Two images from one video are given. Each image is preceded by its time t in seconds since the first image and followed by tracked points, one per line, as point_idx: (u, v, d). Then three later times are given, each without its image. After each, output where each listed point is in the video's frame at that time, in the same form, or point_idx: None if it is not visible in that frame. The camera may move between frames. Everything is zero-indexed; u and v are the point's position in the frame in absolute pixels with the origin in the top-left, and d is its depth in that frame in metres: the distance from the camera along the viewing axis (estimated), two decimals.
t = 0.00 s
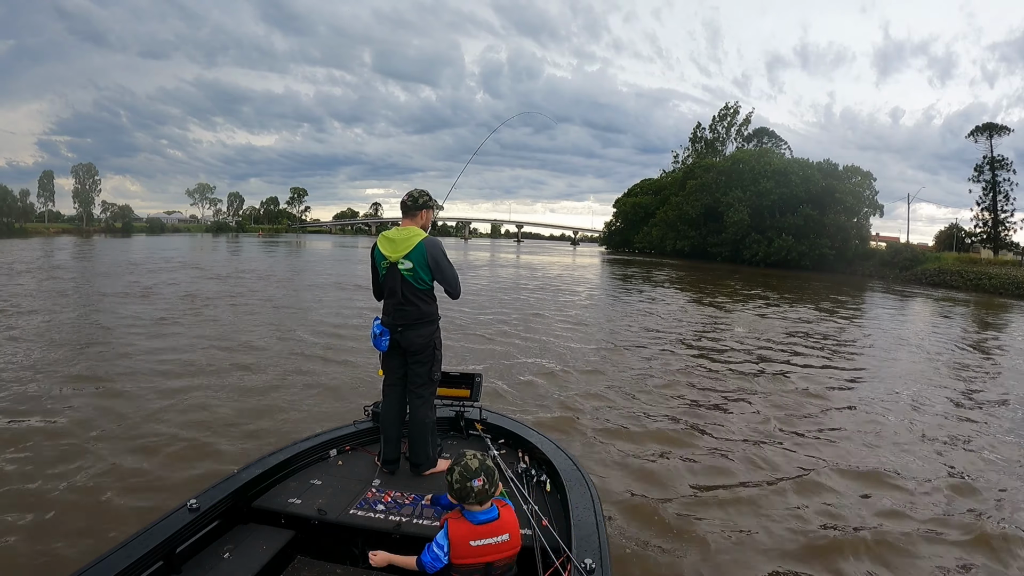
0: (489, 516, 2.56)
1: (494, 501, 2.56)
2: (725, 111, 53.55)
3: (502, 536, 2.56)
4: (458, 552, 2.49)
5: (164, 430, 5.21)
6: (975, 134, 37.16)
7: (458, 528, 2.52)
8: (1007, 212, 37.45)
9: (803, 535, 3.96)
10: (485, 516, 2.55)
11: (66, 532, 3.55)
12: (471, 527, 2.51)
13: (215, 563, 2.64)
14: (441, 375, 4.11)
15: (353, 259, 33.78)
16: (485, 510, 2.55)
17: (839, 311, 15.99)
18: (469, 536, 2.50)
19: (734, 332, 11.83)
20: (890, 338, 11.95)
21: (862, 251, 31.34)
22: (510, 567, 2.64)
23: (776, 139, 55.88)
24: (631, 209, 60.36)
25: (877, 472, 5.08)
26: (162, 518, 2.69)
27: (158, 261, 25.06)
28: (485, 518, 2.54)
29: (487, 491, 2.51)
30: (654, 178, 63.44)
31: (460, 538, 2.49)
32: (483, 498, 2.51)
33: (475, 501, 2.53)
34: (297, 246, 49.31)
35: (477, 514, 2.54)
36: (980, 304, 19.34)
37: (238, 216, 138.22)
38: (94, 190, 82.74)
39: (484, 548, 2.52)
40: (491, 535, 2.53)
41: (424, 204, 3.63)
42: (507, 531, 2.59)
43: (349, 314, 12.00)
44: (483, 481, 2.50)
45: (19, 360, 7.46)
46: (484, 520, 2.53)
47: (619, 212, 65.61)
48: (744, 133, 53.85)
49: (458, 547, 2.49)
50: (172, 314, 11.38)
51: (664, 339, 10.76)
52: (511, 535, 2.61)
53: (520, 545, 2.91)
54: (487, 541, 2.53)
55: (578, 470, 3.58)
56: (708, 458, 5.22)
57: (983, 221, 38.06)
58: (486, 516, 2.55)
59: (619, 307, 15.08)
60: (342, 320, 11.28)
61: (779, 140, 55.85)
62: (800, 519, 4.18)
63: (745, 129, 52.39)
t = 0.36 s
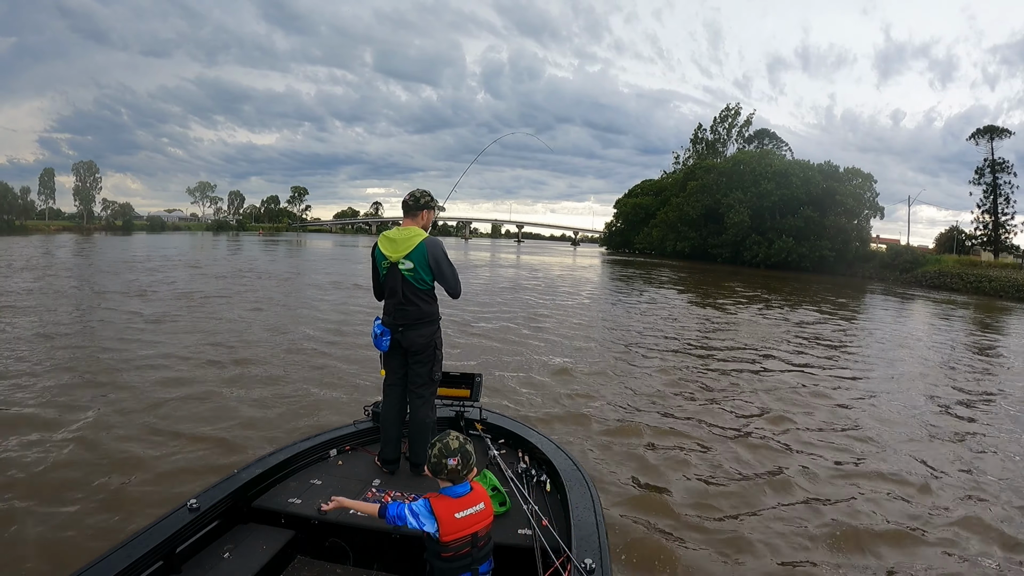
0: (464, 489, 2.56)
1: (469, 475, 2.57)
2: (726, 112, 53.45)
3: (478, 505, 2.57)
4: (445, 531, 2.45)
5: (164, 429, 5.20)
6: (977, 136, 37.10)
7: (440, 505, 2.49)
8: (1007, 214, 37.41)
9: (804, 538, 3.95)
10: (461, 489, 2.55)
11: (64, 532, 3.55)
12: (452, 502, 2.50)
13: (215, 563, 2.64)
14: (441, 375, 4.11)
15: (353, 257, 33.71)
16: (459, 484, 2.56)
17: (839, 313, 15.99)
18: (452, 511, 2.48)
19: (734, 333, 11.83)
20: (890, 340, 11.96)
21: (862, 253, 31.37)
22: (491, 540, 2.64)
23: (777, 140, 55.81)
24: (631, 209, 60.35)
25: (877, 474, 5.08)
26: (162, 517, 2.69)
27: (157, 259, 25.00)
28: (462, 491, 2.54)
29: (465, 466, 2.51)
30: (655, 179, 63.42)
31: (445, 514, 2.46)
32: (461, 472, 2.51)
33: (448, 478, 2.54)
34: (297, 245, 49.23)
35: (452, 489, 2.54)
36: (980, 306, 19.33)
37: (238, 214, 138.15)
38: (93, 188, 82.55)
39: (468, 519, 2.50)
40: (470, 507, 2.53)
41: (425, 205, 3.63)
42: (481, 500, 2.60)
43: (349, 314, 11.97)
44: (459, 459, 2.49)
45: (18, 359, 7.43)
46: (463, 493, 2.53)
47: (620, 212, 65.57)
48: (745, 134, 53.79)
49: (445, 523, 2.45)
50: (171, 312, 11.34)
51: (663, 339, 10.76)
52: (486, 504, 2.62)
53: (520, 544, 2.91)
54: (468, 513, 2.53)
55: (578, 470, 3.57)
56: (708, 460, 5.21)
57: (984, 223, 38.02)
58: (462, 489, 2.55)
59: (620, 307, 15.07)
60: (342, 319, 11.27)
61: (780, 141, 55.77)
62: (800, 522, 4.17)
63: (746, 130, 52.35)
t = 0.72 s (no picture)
0: (458, 473, 2.64)
1: (464, 462, 2.65)
2: (727, 111, 53.36)
3: (470, 494, 2.61)
4: (429, 509, 2.52)
5: (163, 429, 5.19)
6: (978, 135, 37.03)
7: (432, 483, 2.56)
8: (1009, 213, 37.34)
9: (806, 536, 3.96)
10: (455, 473, 2.63)
11: (65, 531, 3.55)
12: (443, 482, 2.57)
13: (215, 563, 2.64)
14: (441, 375, 4.11)
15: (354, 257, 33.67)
16: (454, 468, 2.64)
17: (839, 312, 15.96)
18: (441, 491, 2.55)
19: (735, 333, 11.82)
20: (891, 339, 11.95)
21: (863, 252, 31.34)
22: (479, 529, 2.65)
23: (778, 139, 55.75)
24: (632, 209, 60.31)
25: (879, 474, 5.06)
26: (162, 517, 2.69)
27: (157, 257, 24.94)
28: (455, 475, 2.62)
29: (460, 450, 2.61)
30: (656, 178, 63.33)
31: (434, 493, 2.53)
32: (456, 455, 2.61)
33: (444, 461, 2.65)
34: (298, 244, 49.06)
35: (446, 472, 2.62)
36: (981, 306, 19.32)
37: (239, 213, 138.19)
38: (94, 187, 82.45)
39: (455, 504, 2.56)
40: (460, 492, 2.59)
41: (425, 205, 3.63)
42: (473, 489, 2.64)
43: (349, 313, 11.96)
44: (454, 441, 2.61)
45: (17, 358, 7.41)
46: (454, 477, 2.61)
47: (621, 211, 65.50)
48: (746, 133, 53.73)
49: (432, 501, 2.52)
50: (171, 311, 11.31)
51: (664, 339, 10.75)
52: (478, 494, 2.66)
53: (521, 544, 2.90)
54: (457, 498, 2.58)
55: (578, 470, 3.58)
56: (709, 460, 5.21)
57: (985, 223, 37.97)
58: (456, 473, 2.62)
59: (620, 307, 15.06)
60: (342, 318, 11.26)
61: (780, 140, 55.70)
62: (800, 521, 4.17)
63: (747, 129, 52.28)
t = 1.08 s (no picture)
0: (445, 463, 2.68)
1: (454, 450, 2.68)
2: (728, 112, 53.37)
3: (447, 485, 2.63)
4: (409, 487, 2.67)
5: (163, 429, 5.19)
6: (978, 135, 37.03)
7: (417, 466, 2.69)
8: (1009, 214, 37.32)
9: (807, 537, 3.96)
10: (442, 462, 2.67)
11: (64, 532, 3.54)
12: (426, 467, 2.67)
13: (216, 563, 2.64)
14: (441, 375, 4.11)
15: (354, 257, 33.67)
16: (444, 457, 2.68)
17: (840, 312, 15.94)
18: (422, 474, 2.66)
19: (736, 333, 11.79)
20: (891, 339, 11.95)
21: (864, 252, 31.34)
22: (457, 525, 2.62)
23: (778, 139, 55.74)
24: (633, 209, 60.30)
25: (880, 475, 5.05)
26: (162, 517, 2.69)
27: (157, 257, 24.89)
28: (440, 464, 2.67)
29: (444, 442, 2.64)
30: (657, 178, 63.24)
31: (412, 474, 2.66)
32: (440, 446, 2.66)
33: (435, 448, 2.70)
34: (298, 243, 48.95)
35: (435, 460, 2.67)
36: (981, 306, 19.33)
37: (240, 213, 138.21)
38: (94, 186, 82.43)
39: (432, 490, 2.63)
40: (437, 480, 2.64)
41: (426, 204, 3.63)
42: (454, 482, 2.65)
43: (349, 313, 11.95)
44: (440, 432, 2.65)
45: (16, 358, 7.39)
46: (437, 465, 2.66)
47: (621, 211, 65.40)
48: (747, 133, 53.72)
49: (409, 482, 2.65)
50: (171, 311, 11.31)
51: (664, 338, 10.75)
52: (459, 488, 2.65)
53: (521, 545, 2.90)
54: (436, 485, 2.64)
55: (578, 470, 3.58)
56: (710, 459, 5.20)
57: (985, 223, 37.95)
58: (442, 462, 2.67)
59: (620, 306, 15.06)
60: (342, 318, 11.23)
61: (781, 140, 55.68)
62: (802, 522, 4.16)
63: (749, 129, 52.22)
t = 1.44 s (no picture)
0: (464, 460, 2.72)
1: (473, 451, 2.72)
2: (729, 112, 53.32)
3: (466, 480, 2.67)
4: (425, 480, 2.64)
5: (163, 429, 5.20)
6: (980, 136, 36.92)
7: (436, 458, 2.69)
8: (1011, 214, 37.21)
9: (807, 537, 3.96)
10: (461, 458, 2.72)
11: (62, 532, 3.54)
12: (446, 461, 2.69)
13: (215, 563, 2.65)
14: (441, 375, 4.10)
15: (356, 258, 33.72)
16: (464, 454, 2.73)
17: (841, 313, 15.93)
18: (441, 467, 2.67)
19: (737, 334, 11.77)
20: (893, 340, 11.93)
21: (865, 253, 31.34)
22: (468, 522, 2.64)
23: (780, 140, 55.67)
24: (634, 209, 60.32)
25: (880, 475, 5.04)
26: (162, 517, 2.70)
27: (158, 258, 24.94)
28: (459, 460, 2.70)
29: (463, 442, 2.68)
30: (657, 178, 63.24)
31: (432, 467, 2.65)
32: (458, 446, 2.70)
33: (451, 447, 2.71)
34: (300, 244, 49.07)
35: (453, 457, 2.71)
36: (983, 307, 19.27)
37: (241, 214, 138.35)
38: (95, 187, 82.59)
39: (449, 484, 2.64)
40: (457, 474, 2.67)
41: (427, 205, 3.63)
42: (471, 478, 2.70)
43: (350, 313, 11.96)
44: (459, 434, 2.68)
45: (17, 358, 7.41)
46: (457, 460, 2.69)
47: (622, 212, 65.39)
48: (748, 134, 53.66)
49: (427, 474, 2.64)
50: (172, 312, 11.34)
51: (665, 339, 10.74)
52: (476, 486, 2.69)
53: (521, 545, 2.91)
54: (453, 480, 2.67)
55: (578, 471, 3.58)
56: (710, 460, 5.20)
57: (987, 224, 37.85)
58: (460, 458, 2.71)
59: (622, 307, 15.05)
60: (343, 318, 11.23)
61: (782, 141, 55.62)
62: (801, 522, 4.16)
63: (750, 129, 52.17)
